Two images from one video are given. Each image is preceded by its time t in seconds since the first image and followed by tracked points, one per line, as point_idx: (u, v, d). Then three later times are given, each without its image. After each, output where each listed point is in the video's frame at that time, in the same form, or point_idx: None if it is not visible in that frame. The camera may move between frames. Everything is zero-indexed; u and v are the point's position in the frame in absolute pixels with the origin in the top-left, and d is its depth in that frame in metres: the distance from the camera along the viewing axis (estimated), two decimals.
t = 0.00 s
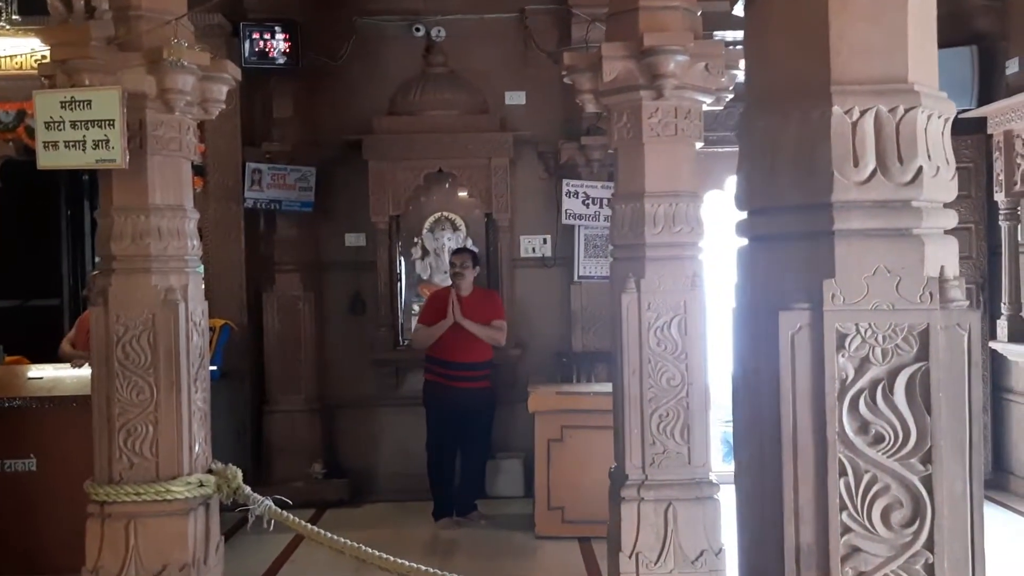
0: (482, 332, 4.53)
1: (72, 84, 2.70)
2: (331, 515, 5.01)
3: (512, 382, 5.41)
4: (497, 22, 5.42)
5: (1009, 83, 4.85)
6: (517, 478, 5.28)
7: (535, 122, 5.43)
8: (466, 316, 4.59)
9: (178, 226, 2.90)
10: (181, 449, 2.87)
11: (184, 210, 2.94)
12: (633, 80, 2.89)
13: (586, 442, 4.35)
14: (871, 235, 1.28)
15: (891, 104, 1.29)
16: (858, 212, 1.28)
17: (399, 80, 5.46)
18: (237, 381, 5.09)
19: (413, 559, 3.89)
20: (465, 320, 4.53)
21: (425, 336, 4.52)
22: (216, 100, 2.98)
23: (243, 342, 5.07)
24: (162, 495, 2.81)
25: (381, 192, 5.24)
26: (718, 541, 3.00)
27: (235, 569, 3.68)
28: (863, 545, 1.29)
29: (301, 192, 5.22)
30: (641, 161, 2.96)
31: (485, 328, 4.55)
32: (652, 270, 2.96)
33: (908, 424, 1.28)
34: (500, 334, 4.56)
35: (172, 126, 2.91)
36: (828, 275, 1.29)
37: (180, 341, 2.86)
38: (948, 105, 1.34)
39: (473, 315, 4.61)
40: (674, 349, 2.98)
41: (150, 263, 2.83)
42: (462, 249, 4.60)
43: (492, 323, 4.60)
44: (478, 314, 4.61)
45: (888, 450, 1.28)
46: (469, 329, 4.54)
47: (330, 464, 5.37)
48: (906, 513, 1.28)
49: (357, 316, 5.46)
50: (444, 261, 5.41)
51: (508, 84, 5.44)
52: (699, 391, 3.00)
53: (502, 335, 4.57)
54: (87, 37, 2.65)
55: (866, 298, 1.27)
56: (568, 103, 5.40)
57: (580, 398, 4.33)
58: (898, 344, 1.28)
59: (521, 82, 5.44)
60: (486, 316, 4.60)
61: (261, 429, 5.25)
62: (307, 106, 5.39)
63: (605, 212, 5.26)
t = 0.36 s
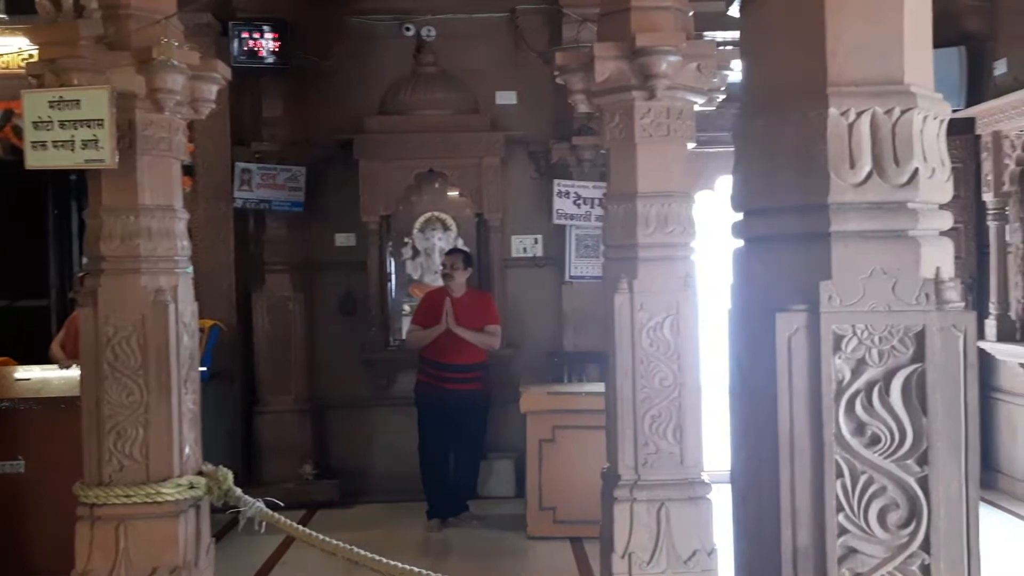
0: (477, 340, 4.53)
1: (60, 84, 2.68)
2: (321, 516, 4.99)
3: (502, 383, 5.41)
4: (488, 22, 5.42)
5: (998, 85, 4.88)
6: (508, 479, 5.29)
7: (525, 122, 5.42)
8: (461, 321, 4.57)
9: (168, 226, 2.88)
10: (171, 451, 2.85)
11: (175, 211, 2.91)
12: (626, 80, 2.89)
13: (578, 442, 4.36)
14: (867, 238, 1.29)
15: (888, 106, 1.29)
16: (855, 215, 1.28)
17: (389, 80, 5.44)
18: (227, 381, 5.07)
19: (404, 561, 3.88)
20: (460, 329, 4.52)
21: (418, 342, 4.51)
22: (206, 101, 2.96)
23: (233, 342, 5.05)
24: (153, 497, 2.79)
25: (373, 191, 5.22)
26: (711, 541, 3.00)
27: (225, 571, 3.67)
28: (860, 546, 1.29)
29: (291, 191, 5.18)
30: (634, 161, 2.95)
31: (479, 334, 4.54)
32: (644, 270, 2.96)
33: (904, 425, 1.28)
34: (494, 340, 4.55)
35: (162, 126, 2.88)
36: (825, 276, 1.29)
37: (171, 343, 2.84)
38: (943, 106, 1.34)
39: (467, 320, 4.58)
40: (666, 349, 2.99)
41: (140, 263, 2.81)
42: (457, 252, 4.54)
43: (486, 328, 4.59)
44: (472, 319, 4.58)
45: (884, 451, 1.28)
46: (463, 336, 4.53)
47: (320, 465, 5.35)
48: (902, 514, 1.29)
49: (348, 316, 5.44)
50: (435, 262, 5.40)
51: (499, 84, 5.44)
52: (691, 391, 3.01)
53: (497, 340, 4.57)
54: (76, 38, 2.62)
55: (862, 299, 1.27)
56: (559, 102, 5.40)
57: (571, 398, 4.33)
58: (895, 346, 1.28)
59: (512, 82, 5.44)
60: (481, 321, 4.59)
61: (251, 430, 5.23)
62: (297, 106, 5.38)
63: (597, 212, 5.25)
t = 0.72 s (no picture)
0: (431, 339, 4.53)
1: (6, 77, 2.60)
2: (273, 517, 4.94)
3: (456, 382, 5.41)
4: (441, 20, 5.41)
5: (937, 90, 5.05)
6: (462, 478, 5.30)
7: (479, 121, 5.43)
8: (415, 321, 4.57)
9: (119, 224, 2.82)
10: (123, 452, 2.80)
11: (125, 209, 2.86)
12: (582, 82, 2.92)
13: (532, 441, 4.39)
14: (823, 239, 1.32)
15: (842, 111, 1.33)
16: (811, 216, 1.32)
17: (341, 78, 5.40)
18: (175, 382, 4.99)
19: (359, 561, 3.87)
20: (416, 330, 4.52)
21: (371, 344, 4.50)
22: (157, 96, 2.91)
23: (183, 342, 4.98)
24: (103, 499, 2.74)
25: (325, 189, 5.19)
26: (665, 536, 3.05)
27: (174, 574, 3.60)
28: (816, 537, 1.33)
29: (241, 189, 5.13)
30: (590, 162, 2.99)
31: (434, 334, 4.54)
32: (601, 270, 3.00)
33: (857, 420, 1.33)
34: (448, 339, 4.56)
35: (112, 123, 2.82)
36: (783, 276, 1.33)
37: (121, 344, 2.79)
38: (893, 113, 1.39)
39: (421, 321, 4.58)
40: (622, 348, 3.03)
41: (90, 262, 2.76)
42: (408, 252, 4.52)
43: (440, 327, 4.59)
44: (425, 318, 4.58)
45: (839, 445, 1.33)
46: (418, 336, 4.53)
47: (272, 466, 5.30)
48: (856, 506, 1.33)
49: (300, 316, 5.39)
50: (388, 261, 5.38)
51: (453, 83, 5.44)
52: (646, 389, 3.06)
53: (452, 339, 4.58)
54: (22, 31, 2.59)
55: (818, 299, 1.32)
56: (513, 102, 5.41)
57: (525, 398, 4.36)
58: (848, 343, 1.32)
59: (465, 82, 5.44)
60: (435, 320, 4.58)
61: (201, 431, 5.15)
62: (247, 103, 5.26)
63: (551, 211, 5.30)
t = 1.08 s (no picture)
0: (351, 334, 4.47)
1: None
2: (196, 518, 4.86)
3: (383, 379, 5.40)
4: (370, 16, 5.37)
5: (852, 95, 5.24)
6: (390, 476, 5.28)
7: (408, 118, 5.42)
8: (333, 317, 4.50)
9: (35, 219, 2.73)
10: (39, 454, 2.71)
11: (42, 203, 2.77)
12: (511, 81, 2.94)
13: (460, 438, 4.40)
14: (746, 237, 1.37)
15: (764, 115, 1.38)
16: (733, 216, 1.36)
17: (267, 72, 5.31)
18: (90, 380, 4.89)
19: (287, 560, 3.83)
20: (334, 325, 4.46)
21: (290, 344, 4.42)
22: (76, 88, 2.81)
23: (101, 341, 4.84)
24: (19, 503, 2.64)
25: (248, 185, 5.13)
26: (592, 530, 3.10)
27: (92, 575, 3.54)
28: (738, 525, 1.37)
29: (162, 184, 5.00)
30: (519, 160, 3.01)
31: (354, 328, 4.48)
32: (530, 268, 3.03)
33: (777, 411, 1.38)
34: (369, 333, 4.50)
35: (29, 114, 2.73)
36: (706, 273, 1.38)
37: (37, 342, 2.70)
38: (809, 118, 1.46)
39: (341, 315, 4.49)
40: (551, 344, 3.08)
41: (4, 258, 2.66)
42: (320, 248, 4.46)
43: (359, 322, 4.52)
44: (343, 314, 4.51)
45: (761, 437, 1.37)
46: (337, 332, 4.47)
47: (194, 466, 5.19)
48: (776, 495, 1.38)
49: (223, 314, 5.30)
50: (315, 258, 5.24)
51: (381, 79, 5.40)
52: (574, 385, 3.11)
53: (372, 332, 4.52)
54: None
55: (740, 295, 1.36)
56: (441, 99, 5.41)
57: (455, 394, 4.37)
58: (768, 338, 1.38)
59: (394, 78, 5.41)
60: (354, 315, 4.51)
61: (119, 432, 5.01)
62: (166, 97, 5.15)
63: (480, 210, 5.27)
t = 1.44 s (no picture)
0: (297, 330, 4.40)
1: None
2: (131, 518, 4.76)
3: (325, 376, 5.34)
4: (311, 9, 5.32)
5: (789, 96, 5.36)
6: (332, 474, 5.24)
7: (349, 112, 5.37)
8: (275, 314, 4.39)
9: None
10: None
11: None
12: (453, 76, 2.94)
13: (403, 434, 4.39)
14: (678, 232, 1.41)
15: (699, 113, 1.41)
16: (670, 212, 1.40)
17: (205, 64, 5.22)
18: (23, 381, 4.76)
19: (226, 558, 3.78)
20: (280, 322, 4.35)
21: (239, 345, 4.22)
22: (5, 78, 2.74)
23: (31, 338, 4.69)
24: None
25: (185, 178, 4.99)
26: (534, 523, 3.13)
27: None
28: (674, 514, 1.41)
29: (96, 176, 4.88)
30: (461, 156, 3.02)
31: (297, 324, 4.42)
32: (473, 263, 3.04)
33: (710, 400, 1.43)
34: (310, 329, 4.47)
35: None
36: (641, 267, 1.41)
37: None
38: (744, 116, 1.49)
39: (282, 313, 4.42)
40: (494, 339, 3.09)
41: None
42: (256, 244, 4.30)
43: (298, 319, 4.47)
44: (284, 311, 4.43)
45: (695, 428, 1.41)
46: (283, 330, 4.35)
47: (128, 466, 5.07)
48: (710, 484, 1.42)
49: (160, 311, 5.19)
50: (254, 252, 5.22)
51: (322, 73, 5.35)
52: (516, 380, 3.13)
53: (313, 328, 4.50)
54: None
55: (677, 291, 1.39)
56: (383, 94, 5.38)
57: (397, 390, 4.35)
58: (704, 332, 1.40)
59: (335, 72, 5.37)
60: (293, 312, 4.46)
61: (50, 431, 4.87)
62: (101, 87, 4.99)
63: (421, 205, 5.34)
